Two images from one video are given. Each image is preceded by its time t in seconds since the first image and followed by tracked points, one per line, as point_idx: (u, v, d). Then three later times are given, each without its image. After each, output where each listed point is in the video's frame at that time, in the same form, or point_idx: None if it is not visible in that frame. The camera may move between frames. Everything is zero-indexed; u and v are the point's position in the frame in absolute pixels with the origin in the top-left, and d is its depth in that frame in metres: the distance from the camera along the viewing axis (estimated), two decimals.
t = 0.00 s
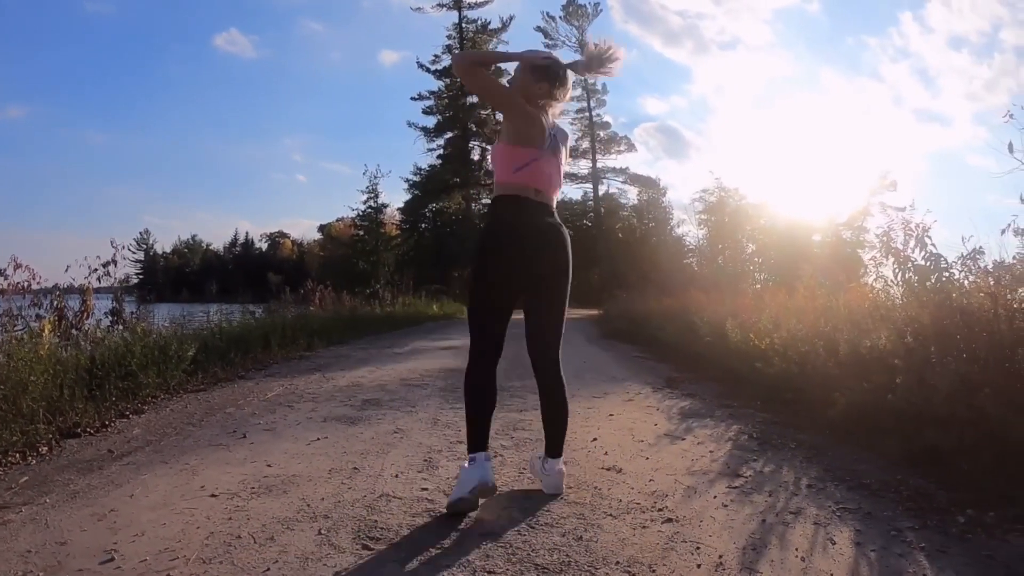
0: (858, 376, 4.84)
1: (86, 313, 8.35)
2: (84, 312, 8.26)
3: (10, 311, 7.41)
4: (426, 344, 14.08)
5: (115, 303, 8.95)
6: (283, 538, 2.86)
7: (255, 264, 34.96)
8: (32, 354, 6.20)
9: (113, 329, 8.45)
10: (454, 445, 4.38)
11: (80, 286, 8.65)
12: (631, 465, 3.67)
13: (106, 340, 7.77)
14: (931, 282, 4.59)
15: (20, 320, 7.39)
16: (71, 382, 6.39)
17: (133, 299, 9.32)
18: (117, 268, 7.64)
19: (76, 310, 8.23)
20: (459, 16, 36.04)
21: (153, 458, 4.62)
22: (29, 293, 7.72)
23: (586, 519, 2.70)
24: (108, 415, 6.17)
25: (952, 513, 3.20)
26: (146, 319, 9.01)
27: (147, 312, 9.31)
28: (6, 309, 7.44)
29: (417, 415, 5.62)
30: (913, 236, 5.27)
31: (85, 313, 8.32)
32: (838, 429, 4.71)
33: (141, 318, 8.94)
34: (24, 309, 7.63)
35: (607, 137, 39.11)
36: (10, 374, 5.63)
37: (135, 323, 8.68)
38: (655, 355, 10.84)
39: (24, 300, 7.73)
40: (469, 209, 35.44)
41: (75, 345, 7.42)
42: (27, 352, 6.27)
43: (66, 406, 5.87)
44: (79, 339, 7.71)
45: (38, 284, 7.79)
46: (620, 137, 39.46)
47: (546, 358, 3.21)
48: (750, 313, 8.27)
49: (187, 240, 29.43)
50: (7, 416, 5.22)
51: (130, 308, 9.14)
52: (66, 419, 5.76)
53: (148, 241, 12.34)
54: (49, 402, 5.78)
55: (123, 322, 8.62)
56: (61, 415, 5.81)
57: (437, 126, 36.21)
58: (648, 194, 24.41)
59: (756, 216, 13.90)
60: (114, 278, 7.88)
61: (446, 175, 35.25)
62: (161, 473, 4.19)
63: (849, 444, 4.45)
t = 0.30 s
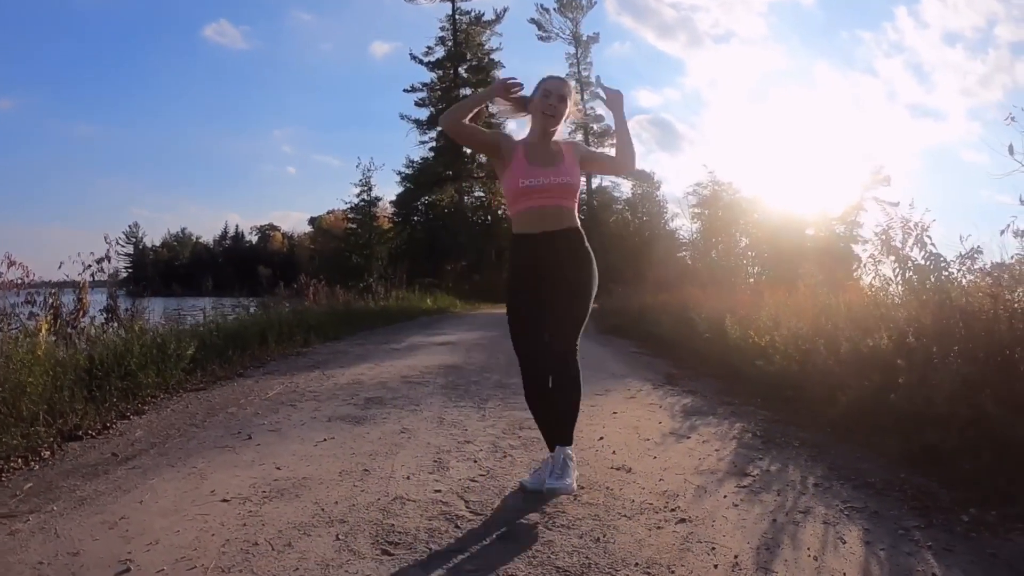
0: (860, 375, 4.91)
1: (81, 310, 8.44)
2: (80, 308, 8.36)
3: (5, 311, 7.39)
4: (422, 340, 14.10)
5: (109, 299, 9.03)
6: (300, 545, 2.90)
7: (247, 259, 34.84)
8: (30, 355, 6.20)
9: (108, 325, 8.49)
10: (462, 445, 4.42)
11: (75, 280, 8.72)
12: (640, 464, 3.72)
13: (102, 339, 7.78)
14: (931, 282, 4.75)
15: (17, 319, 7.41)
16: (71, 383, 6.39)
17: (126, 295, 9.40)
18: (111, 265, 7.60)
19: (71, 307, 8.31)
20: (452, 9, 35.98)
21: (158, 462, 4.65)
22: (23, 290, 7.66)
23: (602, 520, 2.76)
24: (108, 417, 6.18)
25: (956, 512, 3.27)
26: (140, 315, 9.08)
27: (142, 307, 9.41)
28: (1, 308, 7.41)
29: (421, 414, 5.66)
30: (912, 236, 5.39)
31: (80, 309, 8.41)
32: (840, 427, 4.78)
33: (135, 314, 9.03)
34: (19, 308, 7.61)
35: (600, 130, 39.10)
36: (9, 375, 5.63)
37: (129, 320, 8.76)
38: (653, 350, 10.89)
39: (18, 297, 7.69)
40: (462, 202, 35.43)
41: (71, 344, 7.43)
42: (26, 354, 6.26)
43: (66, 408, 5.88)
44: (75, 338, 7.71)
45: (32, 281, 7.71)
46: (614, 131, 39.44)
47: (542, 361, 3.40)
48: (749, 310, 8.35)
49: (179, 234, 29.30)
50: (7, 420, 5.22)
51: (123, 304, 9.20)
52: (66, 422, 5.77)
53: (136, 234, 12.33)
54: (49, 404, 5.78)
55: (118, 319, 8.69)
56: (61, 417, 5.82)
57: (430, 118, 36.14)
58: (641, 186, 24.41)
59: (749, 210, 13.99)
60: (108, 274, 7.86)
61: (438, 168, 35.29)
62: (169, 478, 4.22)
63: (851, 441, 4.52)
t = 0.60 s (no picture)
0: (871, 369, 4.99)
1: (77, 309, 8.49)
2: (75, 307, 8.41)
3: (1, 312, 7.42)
4: (418, 334, 14.11)
5: (104, 297, 9.04)
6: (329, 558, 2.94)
7: (235, 254, 34.65)
8: (29, 360, 6.16)
9: (103, 326, 8.45)
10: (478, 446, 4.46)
11: (69, 279, 8.70)
12: (659, 463, 3.77)
13: (100, 340, 7.77)
14: (934, 277, 4.77)
15: (13, 321, 7.46)
16: (72, 388, 6.36)
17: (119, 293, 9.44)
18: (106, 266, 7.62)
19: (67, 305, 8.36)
20: None
21: (169, 469, 4.65)
22: (17, 291, 7.64)
23: (632, 522, 2.80)
24: (112, 421, 6.17)
25: (972, 507, 3.34)
26: (137, 314, 9.07)
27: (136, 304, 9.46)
28: None
29: (431, 413, 5.69)
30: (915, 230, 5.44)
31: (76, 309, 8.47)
32: (849, 421, 4.85)
33: (131, 313, 9.02)
34: (13, 309, 7.61)
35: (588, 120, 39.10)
36: (10, 382, 5.60)
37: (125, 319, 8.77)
38: (652, 343, 10.95)
39: (11, 297, 7.67)
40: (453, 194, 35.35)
41: (67, 347, 7.39)
42: (25, 359, 6.24)
43: (69, 413, 5.86)
44: (73, 340, 7.71)
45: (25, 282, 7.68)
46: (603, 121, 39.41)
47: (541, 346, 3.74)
48: (750, 303, 8.41)
49: (167, 230, 29.07)
50: (9, 429, 5.19)
51: (117, 303, 9.16)
52: (70, 428, 5.75)
53: (124, 230, 12.24)
54: (51, 411, 5.76)
55: (114, 318, 8.72)
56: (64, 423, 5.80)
57: (418, 111, 36.01)
58: (632, 177, 24.44)
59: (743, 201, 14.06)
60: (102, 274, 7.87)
61: (426, 159, 35.62)
62: (182, 487, 4.22)
63: (862, 436, 4.59)
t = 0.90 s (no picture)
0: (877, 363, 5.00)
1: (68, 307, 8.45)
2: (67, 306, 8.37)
3: None
4: (411, 331, 14.06)
5: (94, 295, 8.96)
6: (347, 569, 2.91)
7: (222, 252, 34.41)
8: (19, 363, 6.06)
9: (94, 324, 8.35)
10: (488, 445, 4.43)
11: (59, 277, 8.63)
12: (673, 461, 3.76)
13: (92, 339, 7.69)
14: (934, 272, 4.77)
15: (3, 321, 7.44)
16: (64, 390, 6.21)
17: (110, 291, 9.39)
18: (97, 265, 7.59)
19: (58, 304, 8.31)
20: None
21: (168, 475, 4.58)
22: (6, 291, 7.68)
23: (655, 523, 2.79)
24: (106, 424, 6.07)
25: (986, 502, 3.35)
26: (128, 313, 8.96)
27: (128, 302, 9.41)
28: None
29: (434, 412, 5.66)
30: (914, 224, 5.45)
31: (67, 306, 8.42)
32: (856, 417, 4.87)
33: (122, 311, 8.95)
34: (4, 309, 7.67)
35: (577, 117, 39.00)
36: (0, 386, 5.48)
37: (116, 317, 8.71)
38: (647, 339, 10.96)
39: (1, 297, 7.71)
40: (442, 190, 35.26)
41: (57, 347, 7.33)
42: (16, 362, 6.13)
43: (62, 417, 5.72)
44: (65, 339, 7.67)
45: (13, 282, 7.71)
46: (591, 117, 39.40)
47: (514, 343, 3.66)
48: (746, 298, 8.43)
49: (153, 227, 28.77)
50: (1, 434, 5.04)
51: (108, 302, 9.04)
52: (63, 433, 5.61)
53: (111, 227, 12.10)
54: (44, 414, 5.63)
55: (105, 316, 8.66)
56: (57, 427, 5.66)
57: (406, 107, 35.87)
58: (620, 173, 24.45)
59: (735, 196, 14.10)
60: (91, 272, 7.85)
61: (414, 156, 35.34)
62: (184, 495, 4.15)
63: (869, 433, 4.61)
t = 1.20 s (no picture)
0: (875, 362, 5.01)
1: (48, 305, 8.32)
2: (47, 304, 8.25)
3: None
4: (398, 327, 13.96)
5: (75, 293, 8.81)
6: None
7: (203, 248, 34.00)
8: None
9: (75, 324, 8.20)
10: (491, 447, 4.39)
11: (39, 275, 8.52)
12: (681, 461, 3.75)
13: (73, 339, 7.54)
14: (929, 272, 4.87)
15: None
16: (44, 394, 5.96)
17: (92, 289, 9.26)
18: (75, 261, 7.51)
19: (38, 302, 8.19)
20: None
21: (160, 486, 4.43)
22: None
23: (674, 528, 2.77)
24: (91, 428, 5.88)
25: (994, 498, 3.37)
26: (110, 313, 8.78)
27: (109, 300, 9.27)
28: None
29: (431, 411, 5.61)
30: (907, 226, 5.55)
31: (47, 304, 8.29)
32: (856, 415, 4.88)
33: (104, 310, 8.79)
34: None
35: (560, 112, 38.93)
36: None
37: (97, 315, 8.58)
38: (636, 335, 10.97)
39: None
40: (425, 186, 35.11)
41: (38, 348, 7.21)
42: None
43: (45, 423, 5.47)
44: (46, 339, 7.53)
45: None
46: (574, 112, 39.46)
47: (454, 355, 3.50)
48: (735, 295, 8.47)
49: (133, 223, 28.31)
50: None
51: (89, 301, 8.87)
52: (47, 439, 5.36)
53: (89, 223, 11.88)
54: (25, 420, 5.40)
55: (86, 314, 8.52)
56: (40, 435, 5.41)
57: (389, 102, 35.66)
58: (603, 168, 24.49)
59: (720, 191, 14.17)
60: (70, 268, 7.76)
61: (397, 150, 35.06)
62: (177, 506, 3.97)
63: (871, 430, 4.62)
